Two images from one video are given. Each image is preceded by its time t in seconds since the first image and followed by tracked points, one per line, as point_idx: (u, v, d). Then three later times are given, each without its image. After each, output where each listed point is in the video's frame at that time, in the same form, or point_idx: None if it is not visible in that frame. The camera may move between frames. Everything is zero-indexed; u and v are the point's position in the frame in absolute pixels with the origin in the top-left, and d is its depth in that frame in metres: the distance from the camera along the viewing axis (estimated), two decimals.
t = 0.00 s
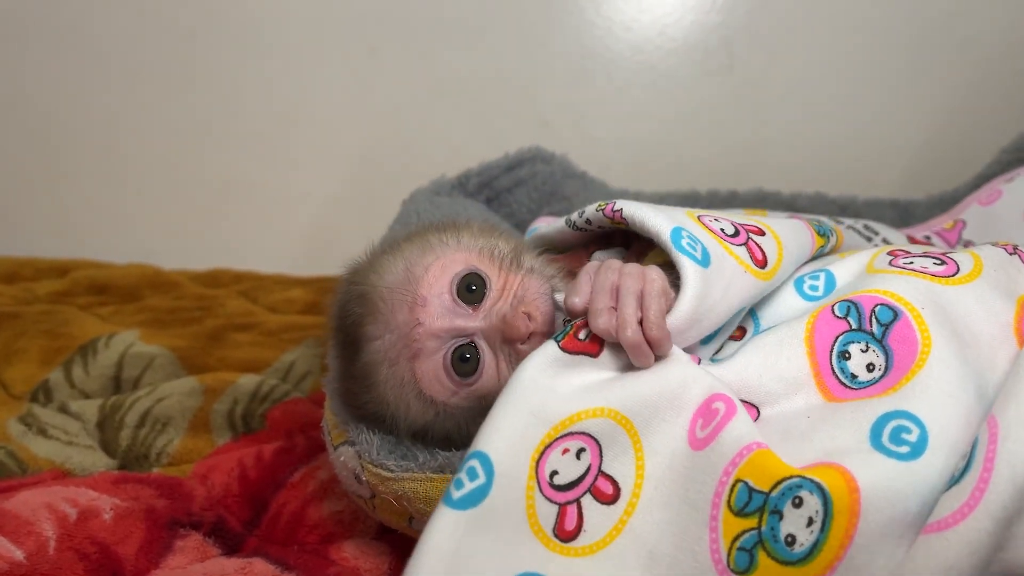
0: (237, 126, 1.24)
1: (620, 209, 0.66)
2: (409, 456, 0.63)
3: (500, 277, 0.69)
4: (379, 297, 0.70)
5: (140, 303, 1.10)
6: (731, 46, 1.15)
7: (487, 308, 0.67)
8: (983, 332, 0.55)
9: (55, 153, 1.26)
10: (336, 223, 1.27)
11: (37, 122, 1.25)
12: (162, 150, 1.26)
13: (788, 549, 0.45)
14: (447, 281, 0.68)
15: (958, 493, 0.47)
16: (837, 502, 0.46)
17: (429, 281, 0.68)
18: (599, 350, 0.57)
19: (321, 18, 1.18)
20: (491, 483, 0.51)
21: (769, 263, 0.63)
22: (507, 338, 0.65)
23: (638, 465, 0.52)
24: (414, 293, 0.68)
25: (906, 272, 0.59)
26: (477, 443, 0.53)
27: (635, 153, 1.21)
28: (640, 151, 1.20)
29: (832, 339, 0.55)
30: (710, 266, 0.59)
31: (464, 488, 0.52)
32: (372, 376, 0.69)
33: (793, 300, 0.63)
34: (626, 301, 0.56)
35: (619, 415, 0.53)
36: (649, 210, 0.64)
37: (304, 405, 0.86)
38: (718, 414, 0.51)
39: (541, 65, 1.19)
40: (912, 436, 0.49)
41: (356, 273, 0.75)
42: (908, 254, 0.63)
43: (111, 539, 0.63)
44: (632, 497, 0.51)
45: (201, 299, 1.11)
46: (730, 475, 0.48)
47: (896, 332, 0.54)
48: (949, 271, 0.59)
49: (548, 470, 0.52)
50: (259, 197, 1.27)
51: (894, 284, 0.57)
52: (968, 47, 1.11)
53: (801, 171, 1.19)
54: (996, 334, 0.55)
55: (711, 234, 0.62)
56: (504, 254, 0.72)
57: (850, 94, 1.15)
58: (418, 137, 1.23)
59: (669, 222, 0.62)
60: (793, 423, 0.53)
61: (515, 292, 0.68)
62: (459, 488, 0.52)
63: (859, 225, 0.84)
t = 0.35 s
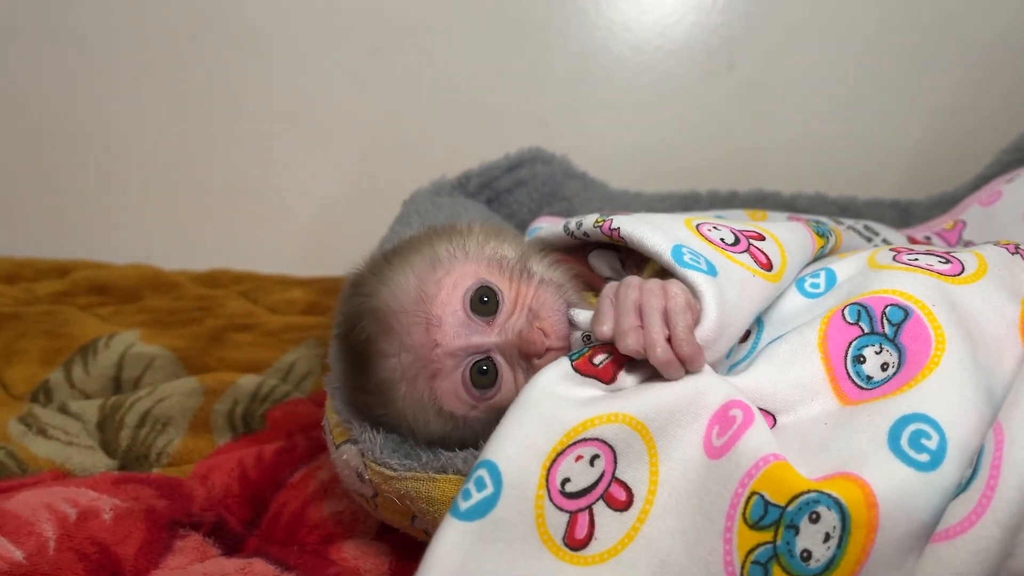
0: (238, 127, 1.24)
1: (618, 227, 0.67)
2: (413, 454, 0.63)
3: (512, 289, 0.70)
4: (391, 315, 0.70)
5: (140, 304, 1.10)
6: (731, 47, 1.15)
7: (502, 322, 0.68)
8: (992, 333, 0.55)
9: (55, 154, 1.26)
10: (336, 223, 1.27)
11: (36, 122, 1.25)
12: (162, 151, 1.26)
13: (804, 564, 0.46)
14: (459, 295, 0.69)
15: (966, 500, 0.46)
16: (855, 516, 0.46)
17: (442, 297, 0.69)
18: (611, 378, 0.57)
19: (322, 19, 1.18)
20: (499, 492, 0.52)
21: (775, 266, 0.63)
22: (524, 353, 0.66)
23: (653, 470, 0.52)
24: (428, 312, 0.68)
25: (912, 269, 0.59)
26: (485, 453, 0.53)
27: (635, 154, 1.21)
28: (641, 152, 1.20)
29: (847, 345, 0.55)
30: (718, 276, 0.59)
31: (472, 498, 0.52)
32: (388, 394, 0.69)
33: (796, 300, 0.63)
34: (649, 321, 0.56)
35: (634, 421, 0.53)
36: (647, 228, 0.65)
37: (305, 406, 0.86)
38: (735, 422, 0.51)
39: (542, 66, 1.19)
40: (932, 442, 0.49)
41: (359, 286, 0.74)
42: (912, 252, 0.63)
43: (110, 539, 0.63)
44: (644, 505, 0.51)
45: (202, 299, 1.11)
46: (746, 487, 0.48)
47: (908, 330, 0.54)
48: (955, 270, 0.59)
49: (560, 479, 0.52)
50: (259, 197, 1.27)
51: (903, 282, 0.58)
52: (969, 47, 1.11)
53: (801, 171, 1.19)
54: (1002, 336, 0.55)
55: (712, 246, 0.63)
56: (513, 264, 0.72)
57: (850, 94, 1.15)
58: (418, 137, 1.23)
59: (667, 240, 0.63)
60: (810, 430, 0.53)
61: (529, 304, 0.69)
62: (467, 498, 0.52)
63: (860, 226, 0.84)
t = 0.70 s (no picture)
0: (239, 128, 1.24)
1: (637, 244, 0.67)
2: (415, 453, 0.63)
3: (519, 292, 0.71)
4: (400, 314, 0.70)
5: (142, 305, 1.10)
6: (733, 48, 1.15)
7: (510, 325, 0.69)
8: (992, 332, 0.55)
9: (56, 155, 1.26)
10: (336, 225, 1.27)
11: (38, 124, 1.25)
12: (163, 152, 1.26)
13: (807, 561, 0.46)
14: (468, 296, 0.70)
15: (965, 498, 0.46)
16: (860, 516, 0.45)
17: (452, 298, 0.70)
18: (611, 349, 0.59)
19: (323, 21, 1.18)
20: (506, 476, 0.53)
21: (795, 273, 0.65)
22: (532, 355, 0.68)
23: (659, 461, 0.52)
24: (437, 312, 0.69)
25: (912, 270, 0.60)
26: (494, 437, 0.55)
27: (636, 155, 1.21)
28: (642, 153, 1.21)
29: (853, 356, 0.56)
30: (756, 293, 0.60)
31: (479, 482, 0.53)
32: (394, 393, 0.69)
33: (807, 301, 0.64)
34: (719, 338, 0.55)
35: (643, 411, 0.54)
36: (669, 245, 0.65)
37: (306, 407, 0.86)
38: (746, 419, 0.52)
39: (543, 68, 1.19)
40: (936, 442, 0.48)
41: (366, 283, 0.74)
42: (912, 252, 0.64)
43: (112, 540, 0.63)
44: (651, 496, 0.51)
45: (203, 300, 1.11)
46: (752, 482, 0.48)
47: (907, 331, 0.54)
48: (953, 271, 0.60)
49: (568, 466, 0.53)
50: (260, 199, 1.27)
51: (903, 283, 0.58)
52: (971, 49, 1.11)
53: (803, 173, 1.19)
54: (1001, 337, 0.55)
55: (736, 260, 0.64)
56: (520, 267, 0.74)
57: (851, 96, 1.15)
58: (419, 139, 1.23)
59: (698, 260, 0.63)
60: (813, 432, 0.53)
61: (536, 307, 0.70)
62: (473, 482, 0.53)
63: (861, 228, 0.84)
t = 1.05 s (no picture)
0: (242, 129, 1.24)
1: (646, 249, 0.68)
2: (417, 452, 0.63)
3: (517, 294, 0.72)
4: (400, 318, 0.70)
5: (144, 306, 1.10)
6: (735, 50, 1.15)
7: (510, 328, 0.70)
8: (993, 321, 0.55)
9: (58, 156, 1.26)
10: (339, 226, 1.28)
11: (40, 125, 1.25)
12: (165, 153, 1.26)
13: (806, 531, 0.46)
14: (467, 299, 0.70)
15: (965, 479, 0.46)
16: (858, 488, 0.46)
17: (451, 301, 0.70)
18: (620, 323, 0.61)
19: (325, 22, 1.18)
20: (519, 432, 0.54)
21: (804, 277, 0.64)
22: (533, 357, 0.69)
23: (666, 431, 0.53)
24: (437, 316, 0.69)
25: (915, 262, 0.60)
26: (509, 395, 0.57)
27: (638, 157, 1.21)
28: (644, 155, 1.21)
29: (853, 349, 0.57)
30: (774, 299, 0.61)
31: (492, 435, 0.55)
32: (396, 396, 0.70)
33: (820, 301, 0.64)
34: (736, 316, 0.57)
35: (654, 382, 0.55)
36: (682, 252, 0.65)
37: (308, 408, 0.87)
38: (752, 396, 0.53)
39: (545, 69, 1.19)
40: (930, 425, 0.49)
41: (364, 286, 0.74)
42: (916, 241, 0.64)
43: (115, 541, 0.63)
44: (657, 464, 0.52)
45: (206, 301, 1.11)
46: (756, 454, 0.50)
47: (906, 322, 0.55)
48: (956, 258, 0.60)
49: (578, 429, 0.54)
50: (263, 200, 1.27)
51: (906, 279, 0.58)
52: (973, 50, 1.11)
53: (805, 175, 1.19)
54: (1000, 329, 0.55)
55: (744, 266, 0.64)
56: (518, 268, 0.74)
57: (853, 97, 1.15)
58: (422, 140, 1.24)
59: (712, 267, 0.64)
60: (810, 415, 0.54)
61: (534, 309, 0.71)
62: (487, 435, 0.55)
63: (863, 229, 0.84)
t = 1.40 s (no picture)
0: (245, 131, 1.24)
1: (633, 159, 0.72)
2: (419, 454, 0.63)
3: (481, 292, 0.68)
4: (363, 310, 0.68)
5: (148, 307, 1.10)
6: (738, 51, 1.15)
7: (471, 323, 0.66)
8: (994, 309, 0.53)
9: (62, 158, 1.26)
10: (342, 227, 1.28)
11: (44, 127, 1.25)
12: (169, 156, 1.27)
13: (811, 480, 0.46)
14: (430, 295, 0.67)
15: (961, 443, 0.44)
16: (867, 446, 0.46)
17: (413, 294, 0.67)
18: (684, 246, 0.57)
19: (329, 25, 1.19)
20: (578, 309, 0.48)
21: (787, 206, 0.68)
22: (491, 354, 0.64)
23: (708, 360, 0.50)
24: (398, 308, 0.67)
25: (917, 248, 0.59)
26: (572, 279, 0.51)
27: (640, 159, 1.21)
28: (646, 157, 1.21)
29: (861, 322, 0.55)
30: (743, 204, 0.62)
31: (553, 304, 0.48)
32: (359, 387, 0.68)
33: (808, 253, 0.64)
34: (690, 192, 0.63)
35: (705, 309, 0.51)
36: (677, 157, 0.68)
37: (312, 409, 0.88)
38: (794, 350, 0.51)
39: (548, 72, 1.19)
40: (938, 401, 0.47)
41: (336, 284, 0.73)
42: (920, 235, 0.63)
43: (119, 541, 0.63)
44: (695, 382, 0.49)
45: (209, 303, 1.12)
46: (785, 406, 0.49)
47: (917, 302, 0.53)
48: (958, 256, 0.58)
49: (628, 329, 0.49)
50: (266, 202, 1.27)
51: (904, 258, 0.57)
52: (975, 52, 1.11)
53: (807, 177, 1.19)
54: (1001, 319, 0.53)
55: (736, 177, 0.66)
56: (489, 266, 0.71)
57: (856, 99, 1.15)
58: (424, 143, 1.24)
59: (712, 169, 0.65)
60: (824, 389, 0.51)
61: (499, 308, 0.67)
62: (547, 303, 0.48)
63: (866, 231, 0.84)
